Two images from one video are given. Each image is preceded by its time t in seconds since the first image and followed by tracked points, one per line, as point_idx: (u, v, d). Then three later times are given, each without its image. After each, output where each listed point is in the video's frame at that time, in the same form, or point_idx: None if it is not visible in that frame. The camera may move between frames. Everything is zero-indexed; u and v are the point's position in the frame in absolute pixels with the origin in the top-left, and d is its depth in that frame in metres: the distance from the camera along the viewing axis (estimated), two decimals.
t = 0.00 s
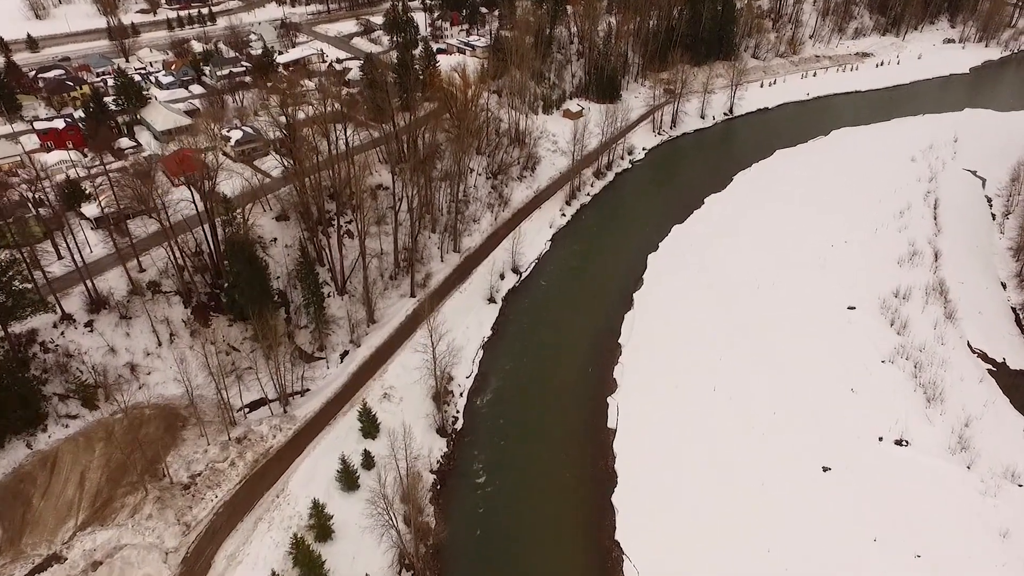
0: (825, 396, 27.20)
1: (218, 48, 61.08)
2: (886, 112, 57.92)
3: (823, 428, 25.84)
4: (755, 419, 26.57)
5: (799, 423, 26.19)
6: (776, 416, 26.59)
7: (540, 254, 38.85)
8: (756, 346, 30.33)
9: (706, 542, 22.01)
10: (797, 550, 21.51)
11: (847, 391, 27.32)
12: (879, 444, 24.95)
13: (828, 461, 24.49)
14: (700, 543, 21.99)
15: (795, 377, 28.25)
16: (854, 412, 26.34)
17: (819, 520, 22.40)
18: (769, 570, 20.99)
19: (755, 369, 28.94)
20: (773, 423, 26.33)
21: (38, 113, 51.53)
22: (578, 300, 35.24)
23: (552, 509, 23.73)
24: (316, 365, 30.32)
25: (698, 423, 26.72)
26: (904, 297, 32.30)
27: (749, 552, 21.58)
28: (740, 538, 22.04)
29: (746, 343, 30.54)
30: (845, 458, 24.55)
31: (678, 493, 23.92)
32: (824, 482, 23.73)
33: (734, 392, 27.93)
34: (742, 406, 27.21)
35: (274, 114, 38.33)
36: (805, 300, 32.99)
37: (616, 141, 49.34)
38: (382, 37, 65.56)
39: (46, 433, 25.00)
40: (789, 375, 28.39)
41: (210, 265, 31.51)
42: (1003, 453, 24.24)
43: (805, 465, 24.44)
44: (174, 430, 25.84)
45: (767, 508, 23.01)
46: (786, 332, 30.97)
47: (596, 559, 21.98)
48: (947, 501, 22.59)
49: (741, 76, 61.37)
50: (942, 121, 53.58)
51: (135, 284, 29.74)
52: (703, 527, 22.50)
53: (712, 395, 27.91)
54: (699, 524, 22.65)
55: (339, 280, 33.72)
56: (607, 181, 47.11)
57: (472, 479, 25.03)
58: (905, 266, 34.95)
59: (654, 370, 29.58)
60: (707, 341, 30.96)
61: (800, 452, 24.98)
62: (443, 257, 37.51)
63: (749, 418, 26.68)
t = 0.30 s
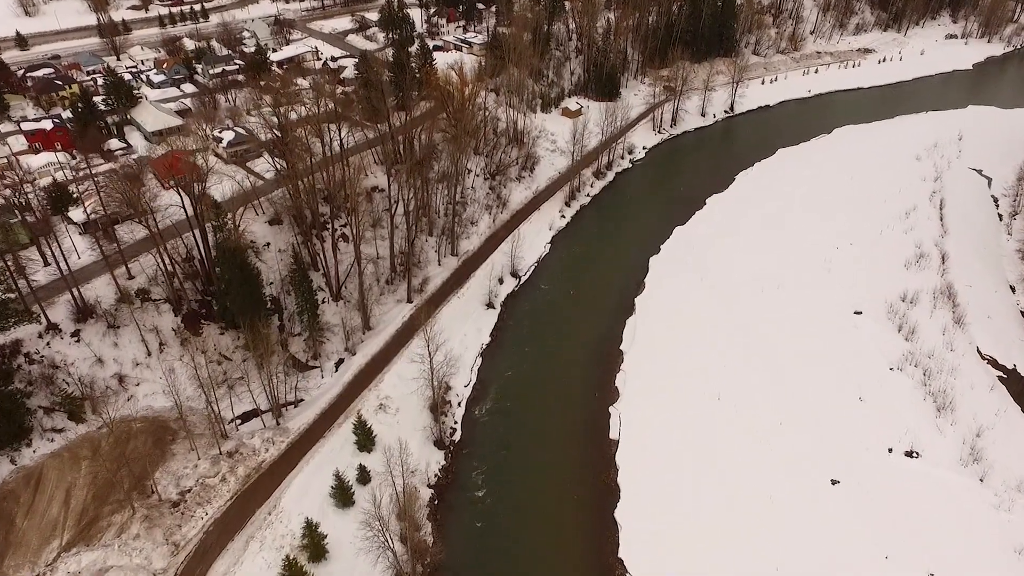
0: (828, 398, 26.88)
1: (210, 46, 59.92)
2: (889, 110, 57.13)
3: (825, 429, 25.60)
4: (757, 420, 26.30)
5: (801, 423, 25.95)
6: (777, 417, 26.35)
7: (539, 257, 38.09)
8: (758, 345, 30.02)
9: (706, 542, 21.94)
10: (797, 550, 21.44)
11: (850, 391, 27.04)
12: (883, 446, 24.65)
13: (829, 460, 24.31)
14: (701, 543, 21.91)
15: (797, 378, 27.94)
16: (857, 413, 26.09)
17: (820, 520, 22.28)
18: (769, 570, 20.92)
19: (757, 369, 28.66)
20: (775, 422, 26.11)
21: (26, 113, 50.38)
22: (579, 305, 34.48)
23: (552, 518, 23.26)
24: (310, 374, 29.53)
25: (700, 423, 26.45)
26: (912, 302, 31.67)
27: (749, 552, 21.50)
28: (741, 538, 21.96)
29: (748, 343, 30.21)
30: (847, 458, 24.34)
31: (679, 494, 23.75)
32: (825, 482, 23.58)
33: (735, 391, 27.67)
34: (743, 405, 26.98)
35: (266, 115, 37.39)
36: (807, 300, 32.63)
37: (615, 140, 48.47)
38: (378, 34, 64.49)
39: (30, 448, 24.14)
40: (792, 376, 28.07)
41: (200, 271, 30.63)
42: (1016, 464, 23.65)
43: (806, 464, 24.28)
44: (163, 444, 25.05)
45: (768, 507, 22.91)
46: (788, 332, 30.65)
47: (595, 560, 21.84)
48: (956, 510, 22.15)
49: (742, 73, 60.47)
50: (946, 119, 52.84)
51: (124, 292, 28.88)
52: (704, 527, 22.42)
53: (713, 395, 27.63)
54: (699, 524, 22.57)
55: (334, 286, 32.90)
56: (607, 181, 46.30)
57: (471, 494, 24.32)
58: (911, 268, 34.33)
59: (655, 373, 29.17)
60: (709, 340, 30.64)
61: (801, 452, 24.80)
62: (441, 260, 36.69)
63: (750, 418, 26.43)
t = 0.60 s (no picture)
0: (828, 399, 26.73)
1: (197, 44, 58.50)
2: (886, 106, 56.55)
3: (825, 429, 25.47)
4: (757, 420, 26.15)
5: (801, 424, 25.82)
6: (777, 417, 26.24)
7: (534, 260, 37.34)
8: (757, 346, 29.90)
9: (706, 542, 21.80)
10: (797, 549, 21.33)
11: (850, 393, 26.92)
12: (884, 448, 24.49)
13: (829, 460, 24.19)
14: (700, 543, 21.79)
15: (796, 379, 27.83)
16: (857, 414, 25.95)
17: (820, 520, 22.13)
18: (769, 570, 20.80)
19: (756, 369, 28.57)
20: (774, 422, 25.99)
21: (7, 113, 49.01)
22: (576, 310, 33.80)
23: (550, 529, 22.82)
24: (300, 385, 28.71)
25: (700, 424, 26.24)
26: (914, 305, 31.30)
27: (749, 552, 21.37)
28: (740, 538, 21.83)
29: (747, 344, 30.06)
30: (847, 458, 24.21)
31: (679, 495, 23.56)
32: (825, 481, 23.47)
33: (735, 392, 27.53)
34: (743, 405, 26.86)
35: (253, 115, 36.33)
36: (806, 300, 32.45)
37: (611, 139, 47.65)
38: (369, 32, 63.35)
39: (9, 467, 23.25)
40: (791, 377, 27.95)
41: (186, 279, 29.65)
42: None
43: (805, 464, 24.17)
44: (148, 461, 24.14)
45: (768, 506, 22.81)
46: (787, 333, 30.51)
47: (593, 562, 21.70)
48: (962, 517, 21.81)
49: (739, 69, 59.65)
50: (945, 116, 52.32)
51: (106, 302, 27.93)
52: (704, 527, 22.28)
53: (713, 396, 27.44)
54: (699, 524, 22.43)
55: (324, 292, 32.03)
56: (603, 182, 45.53)
57: (467, 510, 23.61)
58: (913, 271, 33.93)
59: (655, 376, 28.84)
60: (708, 341, 30.47)
61: (801, 451, 24.69)
62: (434, 265, 35.84)
63: (750, 418, 26.26)
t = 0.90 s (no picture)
0: (830, 407, 26.52)
1: (189, 47, 57.39)
2: (889, 109, 55.81)
3: (828, 436, 25.28)
4: (759, 427, 25.92)
5: (804, 430, 25.63)
6: (780, 423, 26.04)
7: (533, 270, 36.47)
8: (759, 351, 29.69)
9: (707, 549, 21.56)
10: (798, 554, 21.17)
11: (853, 401, 26.71)
12: (888, 455, 24.27)
13: (831, 466, 24.02)
14: (700, 548, 21.63)
15: (798, 385, 27.65)
16: (862, 421, 25.74)
17: (823, 528, 21.92)
18: None
19: (758, 374, 28.38)
20: (776, 427, 25.81)
21: None
22: (576, 322, 32.95)
23: (550, 533, 22.80)
24: (292, 403, 27.82)
25: (702, 431, 25.93)
26: (923, 317, 30.61)
27: (749, 557, 21.21)
28: (741, 543, 21.66)
29: (750, 350, 29.81)
30: (850, 465, 24.02)
31: (680, 503, 23.30)
32: (827, 488, 23.28)
33: (737, 396, 27.31)
34: (744, 410, 26.66)
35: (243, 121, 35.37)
36: (808, 307, 32.13)
37: (610, 144, 46.79)
38: (364, 34, 62.34)
39: None
40: (793, 383, 27.77)
41: (173, 294, 28.73)
42: None
43: (806, 469, 24.03)
44: (132, 486, 23.22)
45: (768, 511, 22.65)
46: (789, 338, 30.30)
47: (593, 564, 21.76)
48: (970, 533, 21.40)
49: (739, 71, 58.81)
50: (948, 119, 51.57)
51: (90, 319, 26.96)
52: (704, 531, 22.14)
53: (715, 403, 27.15)
54: (699, 530, 22.23)
55: (317, 306, 31.14)
56: (603, 188, 44.67)
57: (465, 535, 22.80)
58: (922, 280, 33.20)
59: (657, 387, 28.31)
60: (709, 346, 30.24)
61: (803, 457, 24.53)
62: (430, 275, 34.96)
63: (752, 425, 26.03)
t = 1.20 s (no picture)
0: (830, 409, 26.51)
1: (180, 51, 56.46)
2: (890, 113, 55.16)
3: (828, 438, 25.29)
4: (759, 430, 25.86)
5: (803, 432, 25.63)
6: (780, 425, 26.02)
7: (531, 280, 35.69)
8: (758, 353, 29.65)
9: (707, 553, 21.59)
10: (797, 557, 21.22)
11: (854, 403, 26.65)
12: (889, 459, 24.24)
13: (831, 468, 24.06)
14: (699, 552, 21.64)
15: (798, 387, 27.61)
16: (863, 425, 25.65)
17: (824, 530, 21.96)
18: None
19: (758, 376, 28.39)
20: (776, 430, 25.80)
21: None
22: (575, 335, 32.14)
23: (549, 534, 22.79)
24: (283, 421, 26.97)
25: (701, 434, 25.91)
26: (931, 328, 29.96)
27: (750, 560, 21.24)
28: (740, 546, 21.69)
29: (750, 353, 29.72)
30: (850, 468, 24.03)
31: (681, 507, 23.28)
32: (828, 492, 23.25)
33: (736, 400, 27.28)
34: (744, 413, 26.65)
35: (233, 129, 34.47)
36: (809, 311, 31.91)
37: (609, 149, 46.04)
38: (358, 37, 61.48)
39: None
40: (793, 386, 27.73)
41: (161, 309, 27.89)
42: None
43: (806, 471, 24.07)
44: (117, 512, 22.39)
45: (768, 514, 22.68)
46: (788, 341, 30.24)
47: (593, 566, 21.74)
48: (973, 537, 21.35)
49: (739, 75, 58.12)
50: (950, 123, 50.95)
51: (74, 336, 26.08)
52: (704, 535, 22.16)
53: (715, 406, 27.09)
54: (699, 534, 22.23)
55: (310, 319, 30.32)
56: (601, 194, 43.94)
57: (462, 560, 22.04)
58: (928, 289, 32.58)
59: (658, 396, 27.92)
60: (709, 349, 30.18)
61: (802, 459, 24.55)
62: (426, 286, 34.20)
63: (752, 427, 26.02)
